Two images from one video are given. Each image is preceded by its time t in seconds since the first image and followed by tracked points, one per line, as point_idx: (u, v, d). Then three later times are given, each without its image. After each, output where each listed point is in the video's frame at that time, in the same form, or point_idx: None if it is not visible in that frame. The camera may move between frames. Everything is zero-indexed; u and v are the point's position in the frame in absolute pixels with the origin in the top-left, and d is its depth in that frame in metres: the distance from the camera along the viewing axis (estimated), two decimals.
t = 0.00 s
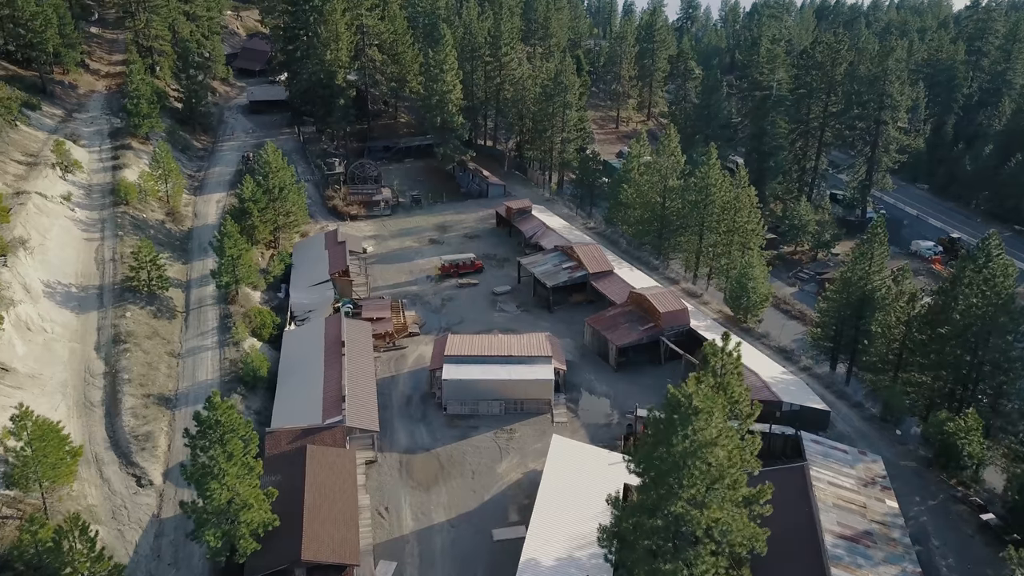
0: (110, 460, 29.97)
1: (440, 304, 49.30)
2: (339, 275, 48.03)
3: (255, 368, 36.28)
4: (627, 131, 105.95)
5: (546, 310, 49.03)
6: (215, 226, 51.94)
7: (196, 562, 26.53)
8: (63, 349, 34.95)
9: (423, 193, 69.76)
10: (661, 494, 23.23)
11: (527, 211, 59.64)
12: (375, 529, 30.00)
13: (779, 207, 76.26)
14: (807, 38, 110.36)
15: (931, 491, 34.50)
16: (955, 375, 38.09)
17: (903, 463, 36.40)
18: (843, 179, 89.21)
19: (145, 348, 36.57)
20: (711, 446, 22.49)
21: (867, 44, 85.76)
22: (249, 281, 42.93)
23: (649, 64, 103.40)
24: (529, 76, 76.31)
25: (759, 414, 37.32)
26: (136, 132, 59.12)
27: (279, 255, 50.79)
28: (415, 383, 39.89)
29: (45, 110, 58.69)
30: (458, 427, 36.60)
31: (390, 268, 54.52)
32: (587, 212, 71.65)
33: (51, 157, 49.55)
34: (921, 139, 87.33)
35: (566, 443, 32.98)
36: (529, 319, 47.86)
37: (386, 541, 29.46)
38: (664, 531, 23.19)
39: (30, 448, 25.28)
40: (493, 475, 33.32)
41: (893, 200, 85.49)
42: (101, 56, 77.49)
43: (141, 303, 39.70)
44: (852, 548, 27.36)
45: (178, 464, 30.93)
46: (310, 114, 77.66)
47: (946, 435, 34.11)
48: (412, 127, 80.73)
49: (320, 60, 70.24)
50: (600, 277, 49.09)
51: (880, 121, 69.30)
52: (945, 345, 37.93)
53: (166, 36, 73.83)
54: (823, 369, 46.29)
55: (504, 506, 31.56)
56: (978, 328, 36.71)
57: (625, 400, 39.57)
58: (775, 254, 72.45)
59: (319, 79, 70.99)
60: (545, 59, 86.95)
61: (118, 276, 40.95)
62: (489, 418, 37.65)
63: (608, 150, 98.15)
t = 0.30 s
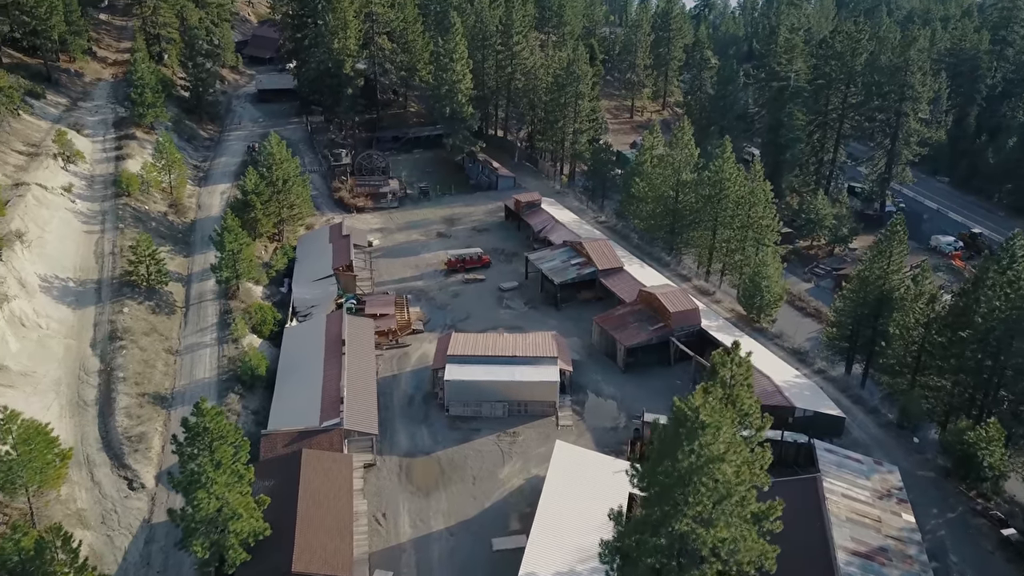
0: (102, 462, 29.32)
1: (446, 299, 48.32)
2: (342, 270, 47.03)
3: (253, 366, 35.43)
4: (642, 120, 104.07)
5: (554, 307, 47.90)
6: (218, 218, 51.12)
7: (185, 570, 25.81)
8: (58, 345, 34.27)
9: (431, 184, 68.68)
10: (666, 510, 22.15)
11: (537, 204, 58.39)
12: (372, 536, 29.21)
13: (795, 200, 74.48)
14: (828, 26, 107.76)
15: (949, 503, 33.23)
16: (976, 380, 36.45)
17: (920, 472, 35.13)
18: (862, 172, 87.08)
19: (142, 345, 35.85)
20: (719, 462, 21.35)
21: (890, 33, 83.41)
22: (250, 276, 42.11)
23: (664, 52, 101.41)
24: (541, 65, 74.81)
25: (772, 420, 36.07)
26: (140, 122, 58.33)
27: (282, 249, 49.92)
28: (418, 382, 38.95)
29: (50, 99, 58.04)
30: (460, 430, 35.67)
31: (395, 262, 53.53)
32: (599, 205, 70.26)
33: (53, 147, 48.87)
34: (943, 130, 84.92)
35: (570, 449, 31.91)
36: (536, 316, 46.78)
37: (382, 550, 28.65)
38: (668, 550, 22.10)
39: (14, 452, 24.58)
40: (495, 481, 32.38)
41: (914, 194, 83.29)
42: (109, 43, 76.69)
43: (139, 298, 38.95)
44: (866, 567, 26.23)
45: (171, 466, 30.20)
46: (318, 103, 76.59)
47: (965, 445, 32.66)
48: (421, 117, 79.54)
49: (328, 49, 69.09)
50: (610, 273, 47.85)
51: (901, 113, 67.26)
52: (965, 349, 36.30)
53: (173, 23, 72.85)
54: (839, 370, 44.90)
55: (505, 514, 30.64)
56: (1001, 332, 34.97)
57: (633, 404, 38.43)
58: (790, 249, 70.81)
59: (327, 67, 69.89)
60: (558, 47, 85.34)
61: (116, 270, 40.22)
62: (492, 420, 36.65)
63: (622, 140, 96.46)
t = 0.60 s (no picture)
0: (92, 465, 28.61)
1: (451, 297, 47.23)
2: (346, 266, 46.00)
3: (250, 366, 34.52)
4: (657, 111, 102.17)
5: (562, 305, 46.67)
6: (221, 211, 50.23)
7: None
8: (52, 343, 33.57)
9: (439, 177, 67.53)
10: (669, 531, 20.94)
11: (546, 198, 57.06)
12: (367, 545, 28.28)
13: (813, 195, 72.61)
14: (850, 15, 105.08)
15: (969, 518, 31.78)
16: (998, 388, 34.69)
17: (939, 484, 33.71)
18: (883, 165, 84.85)
19: (138, 343, 35.04)
20: (725, 481, 20.14)
21: (913, 23, 80.99)
22: (250, 272, 41.19)
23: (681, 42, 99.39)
24: (554, 55, 73.27)
25: (785, 428, 34.72)
26: (145, 112, 57.53)
27: (285, 243, 48.99)
28: (420, 383, 37.91)
29: (54, 88, 57.34)
30: (462, 433, 34.62)
31: (401, 257, 52.48)
32: (610, 199, 68.79)
33: (54, 137, 48.16)
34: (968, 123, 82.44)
35: (572, 458, 30.72)
36: (544, 315, 45.58)
37: (378, 560, 27.74)
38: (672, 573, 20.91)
39: None
40: (496, 488, 31.31)
41: (935, 188, 80.99)
42: (117, 31, 75.93)
43: (137, 294, 38.15)
44: None
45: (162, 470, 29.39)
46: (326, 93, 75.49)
47: (986, 458, 31.03)
48: (432, 107, 78.26)
49: (336, 38, 67.94)
50: (620, 272, 46.51)
51: (923, 106, 65.17)
52: (986, 356, 34.56)
53: (181, 11, 71.91)
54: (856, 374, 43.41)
55: (505, 524, 29.60)
56: None
57: (641, 408, 37.19)
58: (807, 244, 69.06)
59: (335, 56, 68.75)
60: (572, 36, 83.60)
61: (115, 265, 39.46)
62: (496, 424, 35.55)
63: (636, 132, 94.70)
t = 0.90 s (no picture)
0: (82, 470, 27.94)
1: (457, 295, 46.25)
2: (349, 262, 45.08)
3: (247, 368, 33.70)
4: (672, 103, 100.31)
5: (570, 305, 45.52)
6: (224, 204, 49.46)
7: None
8: (46, 342, 32.93)
9: (448, 170, 66.44)
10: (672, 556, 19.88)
11: (556, 193, 55.80)
12: (362, 557, 27.46)
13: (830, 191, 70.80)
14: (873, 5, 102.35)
15: (989, 537, 30.43)
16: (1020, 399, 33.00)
17: (957, 499, 32.39)
18: (904, 160, 82.71)
19: (134, 342, 34.32)
20: (730, 506, 19.01)
21: (938, 13, 78.54)
22: (251, 269, 40.37)
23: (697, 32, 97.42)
24: (566, 45, 71.74)
25: (797, 438, 33.49)
26: (149, 103, 56.76)
27: (288, 238, 48.10)
28: (422, 386, 36.97)
29: (58, 78, 56.72)
30: (463, 439, 33.69)
31: (406, 253, 51.50)
32: (622, 193, 67.39)
33: (55, 129, 47.47)
34: (993, 117, 80.00)
35: (574, 468, 29.70)
36: (551, 315, 44.48)
37: (372, 572, 26.93)
38: None
39: None
40: (496, 498, 30.37)
41: (958, 183, 78.79)
42: (125, 19, 75.21)
43: (134, 291, 37.42)
44: None
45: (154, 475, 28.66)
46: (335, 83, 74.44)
47: (1008, 475, 29.64)
48: (442, 98, 77.02)
49: (344, 28, 66.79)
50: (629, 271, 45.27)
51: (946, 100, 63.00)
52: (1009, 366, 32.89)
53: None
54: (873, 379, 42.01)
55: (504, 536, 28.65)
56: None
57: (648, 414, 36.06)
58: (823, 241, 67.38)
59: (343, 46, 67.61)
60: (586, 26, 81.87)
61: (113, 261, 38.75)
62: (498, 429, 34.57)
63: (650, 124, 93.00)
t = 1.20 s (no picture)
0: (70, 475, 27.29)
1: (461, 293, 45.26)
2: (351, 259, 44.16)
3: (243, 369, 32.91)
4: (688, 94, 98.39)
5: (576, 305, 44.37)
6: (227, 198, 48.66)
7: None
8: (39, 342, 32.32)
9: (457, 163, 65.35)
10: None
11: (565, 189, 54.52)
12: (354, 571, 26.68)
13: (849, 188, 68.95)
14: None
15: (1010, 559, 29.23)
16: None
17: (976, 517, 31.09)
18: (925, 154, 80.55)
19: (128, 342, 33.64)
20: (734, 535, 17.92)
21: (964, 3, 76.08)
22: (250, 266, 39.57)
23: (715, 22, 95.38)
24: (579, 36, 70.15)
25: (809, 450, 32.33)
26: (154, 94, 55.98)
27: (290, 233, 47.19)
28: (422, 388, 36.03)
29: (63, 69, 56.09)
30: (462, 446, 32.76)
31: (411, 249, 50.51)
32: (634, 188, 65.99)
33: (56, 121, 46.80)
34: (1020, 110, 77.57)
35: (575, 480, 28.68)
36: (557, 316, 43.39)
37: None
38: None
39: None
40: (494, 509, 29.46)
41: (982, 178, 76.60)
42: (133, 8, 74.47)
43: (131, 289, 36.71)
44: None
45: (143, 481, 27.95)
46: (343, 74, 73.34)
47: None
48: (452, 89, 75.78)
49: (352, 18, 65.64)
50: (639, 271, 44.02)
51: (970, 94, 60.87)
52: None
53: None
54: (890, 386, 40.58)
55: (502, 550, 27.73)
56: None
57: (655, 422, 34.92)
58: (841, 239, 65.69)
59: (351, 36, 66.47)
60: (600, 15, 80.15)
61: (110, 257, 38.02)
62: (499, 435, 33.61)
63: (664, 116, 91.24)
